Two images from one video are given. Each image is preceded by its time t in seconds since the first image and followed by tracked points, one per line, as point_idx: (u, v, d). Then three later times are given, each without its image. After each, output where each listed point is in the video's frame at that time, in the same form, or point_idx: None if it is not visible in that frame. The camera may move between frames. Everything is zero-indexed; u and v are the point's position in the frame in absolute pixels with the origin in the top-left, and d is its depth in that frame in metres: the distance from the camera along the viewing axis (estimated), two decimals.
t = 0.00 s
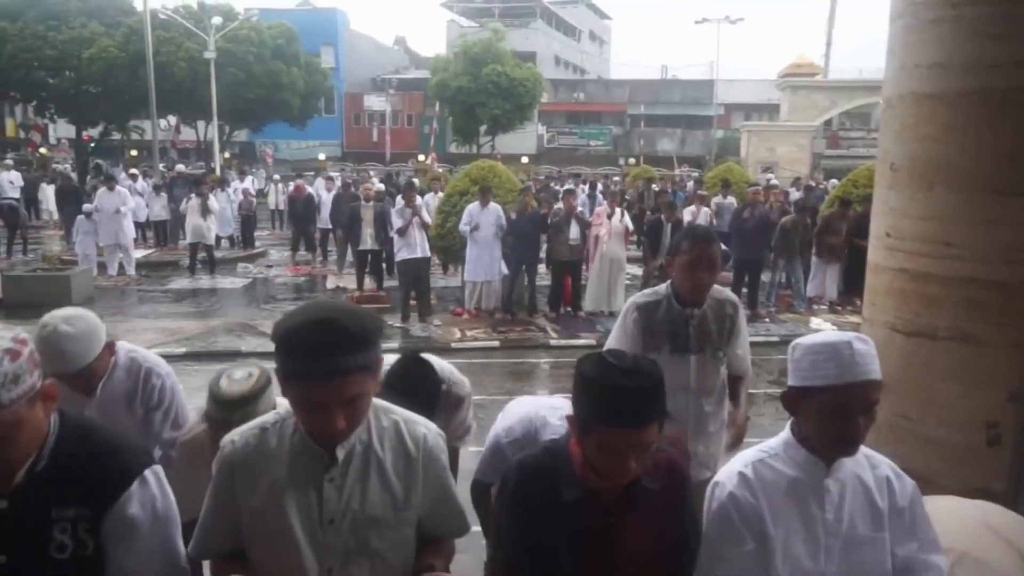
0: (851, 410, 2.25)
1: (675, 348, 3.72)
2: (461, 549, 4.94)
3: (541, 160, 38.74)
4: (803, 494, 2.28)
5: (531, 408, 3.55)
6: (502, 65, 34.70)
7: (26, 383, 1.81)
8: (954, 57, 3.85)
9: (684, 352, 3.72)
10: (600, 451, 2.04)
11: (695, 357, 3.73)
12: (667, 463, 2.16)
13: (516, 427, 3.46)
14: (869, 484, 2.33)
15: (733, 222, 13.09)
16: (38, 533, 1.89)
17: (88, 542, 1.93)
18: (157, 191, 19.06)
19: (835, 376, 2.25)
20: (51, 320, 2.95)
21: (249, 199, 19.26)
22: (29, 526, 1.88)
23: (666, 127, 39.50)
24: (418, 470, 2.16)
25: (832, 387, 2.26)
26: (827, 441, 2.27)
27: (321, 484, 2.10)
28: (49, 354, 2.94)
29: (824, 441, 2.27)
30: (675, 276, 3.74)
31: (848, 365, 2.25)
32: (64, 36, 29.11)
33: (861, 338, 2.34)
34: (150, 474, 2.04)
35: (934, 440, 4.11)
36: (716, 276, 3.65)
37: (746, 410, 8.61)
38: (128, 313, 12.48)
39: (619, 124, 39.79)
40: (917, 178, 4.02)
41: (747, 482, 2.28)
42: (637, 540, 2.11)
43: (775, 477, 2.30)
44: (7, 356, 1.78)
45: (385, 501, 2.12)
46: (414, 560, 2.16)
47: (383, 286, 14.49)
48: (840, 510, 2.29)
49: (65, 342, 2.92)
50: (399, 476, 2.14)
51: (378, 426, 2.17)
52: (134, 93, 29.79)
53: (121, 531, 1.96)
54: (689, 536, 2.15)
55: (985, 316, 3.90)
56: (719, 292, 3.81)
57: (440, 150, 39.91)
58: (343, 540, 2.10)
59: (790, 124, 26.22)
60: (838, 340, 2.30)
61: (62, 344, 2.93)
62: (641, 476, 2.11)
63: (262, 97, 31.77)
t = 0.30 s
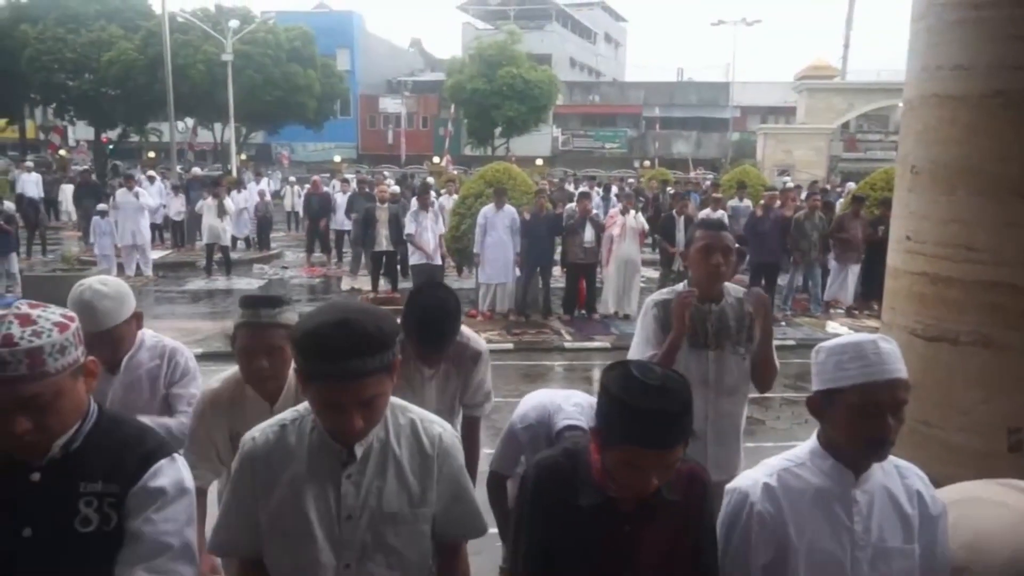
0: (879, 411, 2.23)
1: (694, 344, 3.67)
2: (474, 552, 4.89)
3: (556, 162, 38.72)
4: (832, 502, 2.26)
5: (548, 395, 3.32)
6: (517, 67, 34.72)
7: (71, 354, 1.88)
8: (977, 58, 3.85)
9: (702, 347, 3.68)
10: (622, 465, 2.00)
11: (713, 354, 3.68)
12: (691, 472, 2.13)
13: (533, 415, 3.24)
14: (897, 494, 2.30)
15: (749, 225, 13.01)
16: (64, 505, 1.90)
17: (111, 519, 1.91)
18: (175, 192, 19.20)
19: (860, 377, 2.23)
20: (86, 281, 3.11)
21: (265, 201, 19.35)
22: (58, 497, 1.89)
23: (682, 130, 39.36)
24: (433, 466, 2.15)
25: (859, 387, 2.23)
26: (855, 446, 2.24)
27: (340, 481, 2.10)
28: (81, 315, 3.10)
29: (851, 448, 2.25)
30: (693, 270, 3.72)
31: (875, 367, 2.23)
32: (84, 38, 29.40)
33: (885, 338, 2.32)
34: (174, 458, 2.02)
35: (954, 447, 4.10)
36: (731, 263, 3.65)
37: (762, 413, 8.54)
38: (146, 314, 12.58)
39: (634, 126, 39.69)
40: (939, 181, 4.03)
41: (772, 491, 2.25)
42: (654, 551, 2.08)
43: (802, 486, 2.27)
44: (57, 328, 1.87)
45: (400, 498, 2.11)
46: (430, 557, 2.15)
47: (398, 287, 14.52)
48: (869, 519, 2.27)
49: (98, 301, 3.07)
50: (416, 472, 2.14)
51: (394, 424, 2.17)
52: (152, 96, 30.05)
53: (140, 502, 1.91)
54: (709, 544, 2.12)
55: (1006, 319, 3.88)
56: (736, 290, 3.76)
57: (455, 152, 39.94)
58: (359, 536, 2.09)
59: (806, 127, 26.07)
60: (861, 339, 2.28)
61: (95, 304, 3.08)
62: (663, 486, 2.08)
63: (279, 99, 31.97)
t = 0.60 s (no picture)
0: (898, 416, 2.21)
1: (703, 342, 3.68)
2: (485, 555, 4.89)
3: (568, 165, 38.72)
4: (847, 503, 2.25)
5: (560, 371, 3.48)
6: (530, 70, 34.74)
7: (93, 352, 1.91)
8: (993, 61, 3.83)
9: (712, 346, 3.68)
10: (634, 469, 2.00)
11: (725, 354, 3.68)
12: (705, 478, 2.12)
13: (544, 384, 3.39)
14: (913, 496, 2.27)
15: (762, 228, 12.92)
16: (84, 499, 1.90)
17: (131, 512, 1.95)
18: (189, 193, 19.33)
19: (878, 382, 2.21)
20: (105, 277, 3.19)
21: (279, 203, 19.44)
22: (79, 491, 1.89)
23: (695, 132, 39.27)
24: (446, 469, 2.16)
25: (877, 393, 2.22)
26: (872, 450, 2.23)
27: (354, 484, 2.11)
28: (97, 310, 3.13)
29: (866, 450, 2.24)
30: (703, 272, 3.72)
31: (894, 371, 2.21)
32: (100, 41, 29.65)
33: (907, 343, 2.29)
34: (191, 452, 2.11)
35: (969, 451, 4.07)
36: (741, 263, 3.64)
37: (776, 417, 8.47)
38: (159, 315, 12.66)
39: (647, 128, 39.63)
40: (956, 184, 4.01)
41: (787, 490, 2.26)
42: (666, 554, 2.07)
43: (817, 484, 2.27)
44: (79, 325, 1.90)
45: (413, 501, 2.12)
46: (443, 561, 2.16)
47: (410, 289, 14.55)
48: (884, 520, 2.25)
49: (114, 294, 3.12)
50: (428, 474, 2.14)
51: (409, 427, 2.18)
52: (167, 98, 30.24)
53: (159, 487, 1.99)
54: (720, 542, 2.12)
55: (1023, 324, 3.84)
56: (748, 295, 3.77)
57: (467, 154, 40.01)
58: (373, 540, 2.10)
59: (820, 129, 25.95)
60: (883, 345, 2.25)
61: (112, 298, 3.13)
62: (674, 492, 2.07)
63: (293, 101, 32.12)
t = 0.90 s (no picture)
0: (909, 419, 2.21)
1: (716, 344, 3.68)
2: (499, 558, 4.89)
3: (581, 166, 38.69)
4: (857, 504, 2.27)
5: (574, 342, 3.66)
6: (543, 72, 34.77)
7: (106, 355, 1.92)
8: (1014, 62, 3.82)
9: (726, 348, 3.68)
10: (649, 474, 2.01)
11: (738, 355, 3.67)
12: (719, 480, 2.13)
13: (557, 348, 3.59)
14: (921, 494, 2.30)
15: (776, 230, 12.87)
16: (103, 498, 1.94)
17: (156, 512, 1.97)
18: (205, 196, 19.47)
19: (891, 387, 2.21)
20: (120, 282, 3.24)
21: (293, 205, 19.55)
22: (98, 492, 1.93)
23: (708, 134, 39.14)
24: (462, 477, 2.17)
25: (893, 397, 2.21)
26: (884, 454, 2.24)
27: (369, 491, 2.13)
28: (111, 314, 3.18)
29: (878, 451, 2.24)
30: (716, 273, 3.72)
31: (908, 376, 2.20)
32: (117, 45, 29.90)
33: (920, 347, 2.29)
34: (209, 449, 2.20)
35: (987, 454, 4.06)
36: (756, 268, 3.65)
37: (790, 420, 8.43)
38: (175, 316, 12.74)
39: (660, 130, 39.55)
40: (976, 185, 3.98)
41: (799, 490, 2.25)
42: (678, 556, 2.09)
43: (827, 484, 2.27)
44: (93, 328, 1.91)
45: (429, 508, 2.14)
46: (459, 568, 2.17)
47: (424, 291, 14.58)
48: (892, 518, 2.28)
49: (127, 298, 3.17)
50: (444, 481, 2.16)
51: (424, 435, 2.19)
52: (183, 101, 30.45)
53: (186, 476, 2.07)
54: (735, 544, 2.13)
55: None
56: (760, 296, 3.78)
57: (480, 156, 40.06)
58: (388, 547, 2.11)
59: (835, 130, 25.81)
60: (898, 350, 2.24)
61: (126, 302, 3.18)
62: (689, 495, 2.08)
63: (307, 104, 32.27)
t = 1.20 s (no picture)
0: (909, 420, 2.21)
1: (721, 346, 3.68)
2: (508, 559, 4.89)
3: (590, 168, 38.68)
4: (863, 504, 2.27)
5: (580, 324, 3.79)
6: (552, 73, 34.81)
7: (117, 352, 1.95)
8: None
9: (731, 349, 3.68)
10: (657, 476, 2.02)
11: (744, 356, 3.68)
12: (726, 480, 2.13)
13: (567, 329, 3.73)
14: (923, 491, 2.31)
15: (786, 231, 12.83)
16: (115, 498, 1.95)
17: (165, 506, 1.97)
18: (215, 198, 19.55)
19: (893, 388, 2.21)
20: (122, 288, 3.24)
21: (303, 207, 19.61)
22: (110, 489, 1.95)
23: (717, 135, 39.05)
24: (471, 481, 2.18)
25: (893, 398, 2.21)
26: (888, 452, 2.24)
27: (378, 496, 2.14)
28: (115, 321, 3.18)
29: (882, 450, 2.25)
30: (723, 276, 3.73)
31: (909, 381, 2.20)
32: (128, 48, 30.05)
33: (921, 348, 2.28)
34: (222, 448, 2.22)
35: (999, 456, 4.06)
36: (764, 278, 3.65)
37: (799, 423, 8.39)
38: (185, 317, 12.79)
39: (669, 132, 39.51)
40: (989, 187, 3.97)
41: (804, 489, 2.26)
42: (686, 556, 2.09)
43: (832, 483, 2.28)
44: (104, 325, 1.94)
45: (439, 513, 2.15)
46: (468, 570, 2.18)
47: (433, 293, 14.60)
48: (895, 516, 2.29)
49: (131, 305, 3.18)
50: (453, 485, 2.17)
51: (434, 439, 2.20)
52: (194, 103, 30.68)
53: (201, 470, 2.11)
54: (744, 543, 2.13)
55: None
56: (766, 297, 3.78)
57: (489, 158, 40.10)
58: (398, 552, 2.13)
59: (845, 131, 25.71)
60: (898, 351, 2.24)
61: (129, 309, 3.18)
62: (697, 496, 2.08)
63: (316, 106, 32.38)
